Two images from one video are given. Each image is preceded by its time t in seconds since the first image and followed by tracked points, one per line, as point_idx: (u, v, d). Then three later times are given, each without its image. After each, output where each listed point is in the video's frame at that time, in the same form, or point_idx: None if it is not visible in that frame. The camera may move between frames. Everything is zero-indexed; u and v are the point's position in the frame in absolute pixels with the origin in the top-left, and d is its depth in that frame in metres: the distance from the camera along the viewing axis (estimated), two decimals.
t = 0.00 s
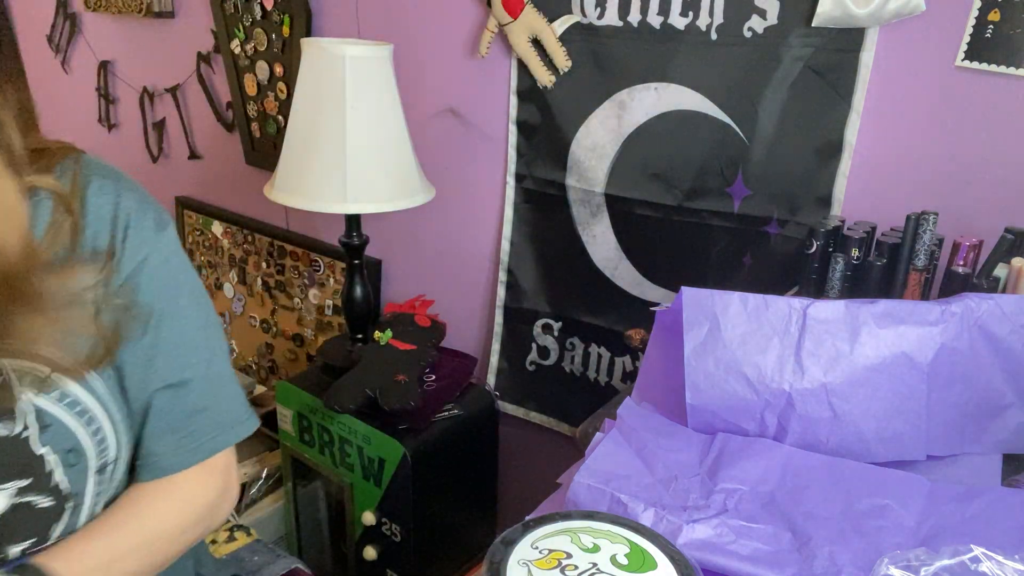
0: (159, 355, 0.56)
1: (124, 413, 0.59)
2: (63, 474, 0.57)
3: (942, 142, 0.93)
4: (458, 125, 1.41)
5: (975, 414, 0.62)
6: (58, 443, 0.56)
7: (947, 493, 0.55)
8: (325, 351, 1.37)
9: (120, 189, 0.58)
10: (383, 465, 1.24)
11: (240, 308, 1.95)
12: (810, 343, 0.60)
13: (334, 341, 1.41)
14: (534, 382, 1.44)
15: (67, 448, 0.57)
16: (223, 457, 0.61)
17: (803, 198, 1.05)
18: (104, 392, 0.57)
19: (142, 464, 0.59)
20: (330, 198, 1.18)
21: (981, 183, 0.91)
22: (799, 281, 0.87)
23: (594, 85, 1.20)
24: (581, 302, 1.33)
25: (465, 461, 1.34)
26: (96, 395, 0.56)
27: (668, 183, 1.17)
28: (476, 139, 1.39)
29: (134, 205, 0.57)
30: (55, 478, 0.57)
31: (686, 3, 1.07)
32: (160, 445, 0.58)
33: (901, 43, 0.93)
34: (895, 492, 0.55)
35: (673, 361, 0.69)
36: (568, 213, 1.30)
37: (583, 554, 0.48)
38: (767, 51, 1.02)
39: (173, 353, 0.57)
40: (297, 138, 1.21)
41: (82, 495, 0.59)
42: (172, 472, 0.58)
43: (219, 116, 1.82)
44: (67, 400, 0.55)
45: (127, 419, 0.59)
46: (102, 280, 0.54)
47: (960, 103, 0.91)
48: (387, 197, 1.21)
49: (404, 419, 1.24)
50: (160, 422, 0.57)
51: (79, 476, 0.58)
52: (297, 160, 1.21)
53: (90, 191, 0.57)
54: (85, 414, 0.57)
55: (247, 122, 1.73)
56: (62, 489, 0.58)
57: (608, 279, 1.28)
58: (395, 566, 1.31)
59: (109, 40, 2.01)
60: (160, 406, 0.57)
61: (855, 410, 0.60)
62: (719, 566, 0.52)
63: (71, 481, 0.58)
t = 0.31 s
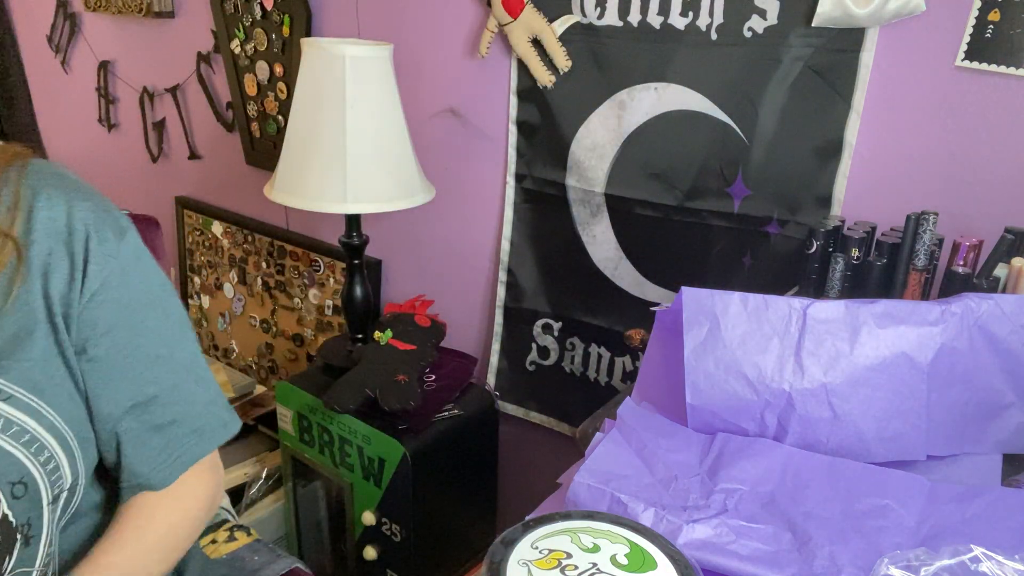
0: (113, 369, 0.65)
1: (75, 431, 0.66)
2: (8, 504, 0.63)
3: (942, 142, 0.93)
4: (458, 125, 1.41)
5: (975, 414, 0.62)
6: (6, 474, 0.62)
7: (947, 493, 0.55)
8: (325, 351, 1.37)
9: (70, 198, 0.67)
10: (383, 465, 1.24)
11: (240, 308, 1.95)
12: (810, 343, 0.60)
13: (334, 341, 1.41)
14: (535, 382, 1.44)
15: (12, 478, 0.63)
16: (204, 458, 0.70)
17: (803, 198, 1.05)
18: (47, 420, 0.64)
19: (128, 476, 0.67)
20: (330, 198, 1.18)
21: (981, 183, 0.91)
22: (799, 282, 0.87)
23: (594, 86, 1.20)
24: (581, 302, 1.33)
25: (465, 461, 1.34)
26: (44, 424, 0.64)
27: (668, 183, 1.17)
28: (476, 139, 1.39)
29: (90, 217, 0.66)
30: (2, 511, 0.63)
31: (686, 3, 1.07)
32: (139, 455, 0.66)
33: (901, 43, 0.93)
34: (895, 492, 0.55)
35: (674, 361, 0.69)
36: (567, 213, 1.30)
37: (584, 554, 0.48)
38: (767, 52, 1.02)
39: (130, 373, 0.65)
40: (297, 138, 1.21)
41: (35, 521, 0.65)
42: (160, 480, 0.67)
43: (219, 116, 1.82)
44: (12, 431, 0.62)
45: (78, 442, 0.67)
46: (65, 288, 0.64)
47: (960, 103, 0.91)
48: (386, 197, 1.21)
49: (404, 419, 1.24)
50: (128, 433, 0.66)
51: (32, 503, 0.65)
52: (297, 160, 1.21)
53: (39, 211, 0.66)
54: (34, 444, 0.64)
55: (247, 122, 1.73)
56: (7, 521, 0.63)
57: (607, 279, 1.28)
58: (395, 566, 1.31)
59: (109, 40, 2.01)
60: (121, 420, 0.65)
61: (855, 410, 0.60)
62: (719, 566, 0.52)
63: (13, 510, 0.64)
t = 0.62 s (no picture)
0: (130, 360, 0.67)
1: (90, 436, 0.66)
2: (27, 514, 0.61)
3: (941, 142, 0.93)
4: (458, 125, 1.41)
5: (974, 414, 0.62)
6: (25, 488, 0.61)
7: (947, 493, 0.55)
8: (325, 351, 1.37)
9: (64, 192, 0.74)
10: (383, 465, 1.24)
11: (240, 308, 1.95)
12: (810, 343, 0.60)
13: (334, 341, 1.41)
14: (535, 382, 1.44)
15: (32, 488, 0.61)
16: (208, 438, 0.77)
17: (803, 198, 1.05)
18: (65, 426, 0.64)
19: (154, 464, 0.72)
20: (330, 198, 1.18)
21: (981, 183, 0.91)
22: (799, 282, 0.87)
23: (594, 86, 1.20)
24: (581, 302, 1.33)
25: (466, 459, 1.34)
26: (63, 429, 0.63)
27: (668, 183, 1.17)
28: (476, 139, 1.39)
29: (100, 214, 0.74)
30: (21, 521, 0.61)
31: (686, 3, 1.07)
32: (164, 440, 0.71)
33: (901, 43, 0.93)
34: (895, 492, 0.55)
35: (674, 361, 0.69)
36: (567, 213, 1.30)
37: (584, 554, 0.48)
38: (767, 52, 1.02)
39: (152, 362, 0.70)
40: (297, 139, 1.21)
41: (50, 534, 0.64)
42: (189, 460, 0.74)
43: (219, 116, 1.82)
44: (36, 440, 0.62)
45: (84, 449, 0.66)
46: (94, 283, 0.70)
47: (960, 103, 0.91)
48: (386, 197, 1.21)
49: (404, 419, 1.24)
50: (154, 425, 0.70)
51: (50, 513, 0.63)
52: (297, 160, 1.21)
53: (45, 217, 0.64)
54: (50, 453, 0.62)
55: (247, 122, 1.73)
56: (28, 532, 0.61)
57: (607, 279, 1.28)
58: (395, 565, 1.31)
59: (108, 41, 2.01)
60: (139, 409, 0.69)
61: (855, 410, 0.60)
62: (719, 566, 0.52)
63: (33, 521, 0.62)
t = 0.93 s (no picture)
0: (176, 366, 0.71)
1: (147, 434, 0.71)
2: (100, 505, 0.68)
3: (941, 143, 0.93)
4: (458, 125, 1.41)
5: (975, 414, 0.62)
6: (98, 478, 0.67)
7: (947, 493, 0.55)
8: (325, 351, 1.37)
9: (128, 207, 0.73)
10: (383, 465, 1.24)
11: (241, 309, 1.95)
12: (810, 343, 0.60)
13: (334, 341, 1.41)
14: (535, 382, 1.44)
15: (104, 481, 0.68)
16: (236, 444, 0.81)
17: (803, 198, 1.05)
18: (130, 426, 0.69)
19: (188, 465, 0.76)
20: (330, 198, 1.19)
21: (981, 183, 0.91)
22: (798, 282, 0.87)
23: (594, 86, 1.20)
24: (581, 302, 1.33)
25: (466, 459, 1.34)
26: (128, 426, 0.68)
27: (668, 183, 1.17)
28: (476, 139, 1.39)
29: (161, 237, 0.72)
30: (94, 511, 0.68)
31: (686, 3, 1.07)
32: (200, 444, 0.75)
33: (901, 42, 0.93)
34: (895, 492, 0.55)
35: (674, 362, 0.69)
36: (568, 213, 1.30)
37: (584, 554, 0.48)
38: (767, 52, 1.02)
39: (201, 367, 0.73)
40: (297, 139, 1.21)
41: (115, 522, 0.70)
42: (217, 464, 0.77)
43: (219, 116, 1.82)
44: (103, 436, 0.67)
45: (145, 446, 0.71)
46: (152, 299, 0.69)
47: (960, 103, 0.91)
48: (386, 197, 1.21)
49: (404, 419, 1.24)
50: (197, 426, 0.74)
51: (119, 504, 0.70)
52: (298, 160, 1.21)
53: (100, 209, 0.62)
54: (118, 449, 0.68)
55: (247, 122, 1.73)
56: (100, 520, 0.69)
57: (607, 279, 1.28)
58: (395, 566, 1.31)
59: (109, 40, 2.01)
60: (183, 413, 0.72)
61: (855, 410, 0.60)
62: (719, 566, 0.52)
63: (105, 510, 0.69)
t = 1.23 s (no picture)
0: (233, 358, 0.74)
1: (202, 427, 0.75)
2: (165, 494, 0.71)
3: (941, 142, 0.93)
4: (458, 125, 1.41)
5: (975, 414, 0.62)
6: (164, 467, 0.71)
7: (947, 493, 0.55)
8: (326, 351, 1.38)
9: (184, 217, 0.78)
10: (383, 465, 1.24)
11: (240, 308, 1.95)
12: (810, 343, 0.60)
13: (334, 341, 1.41)
14: (535, 382, 1.44)
15: (169, 471, 0.71)
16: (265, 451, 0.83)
17: (803, 198, 1.05)
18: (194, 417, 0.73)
19: (224, 461, 0.78)
20: (331, 198, 1.19)
21: (981, 183, 0.91)
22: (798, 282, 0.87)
23: (594, 86, 1.20)
24: (582, 302, 1.33)
25: (466, 459, 1.34)
26: (194, 418, 0.73)
27: (668, 183, 1.17)
28: (476, 139, 1.39)
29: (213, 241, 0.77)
30: (159, 500, 0.71)
31: (686, 3, 1.07)
32: (237, 441, 0.77)
33: (901, 42, 0.93)
34: (895, 492, 0.55)
35: (674, 362, 0.69)
36: (568, 213, 1.30)
37: (583, 554, 0.48)
38: (767, 52, 1.02)
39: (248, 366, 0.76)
40: (297, 139, 1.21)
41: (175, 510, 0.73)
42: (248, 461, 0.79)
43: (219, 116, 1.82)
44: (171, 429, 0.71)
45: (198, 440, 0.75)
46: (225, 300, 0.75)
47: (960, 104, 0.91)
48: (387, 198, 1.21)
49: (404, 418, 1.24)
50: (238, 421, 0.77)
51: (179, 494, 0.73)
52: (298, 160, 1.21)
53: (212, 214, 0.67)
54: (182, 439, 0.72)
55: (247, 122, 1.73)
56: (163, 509, 0.72)
57: (607, 280, 1.28)
58: (395, 566, 1.31)
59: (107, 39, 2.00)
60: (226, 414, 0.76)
61: (855, 410, 0.60)
62: (719, 566, 0.52)
63: (168, 500, 0.72)
